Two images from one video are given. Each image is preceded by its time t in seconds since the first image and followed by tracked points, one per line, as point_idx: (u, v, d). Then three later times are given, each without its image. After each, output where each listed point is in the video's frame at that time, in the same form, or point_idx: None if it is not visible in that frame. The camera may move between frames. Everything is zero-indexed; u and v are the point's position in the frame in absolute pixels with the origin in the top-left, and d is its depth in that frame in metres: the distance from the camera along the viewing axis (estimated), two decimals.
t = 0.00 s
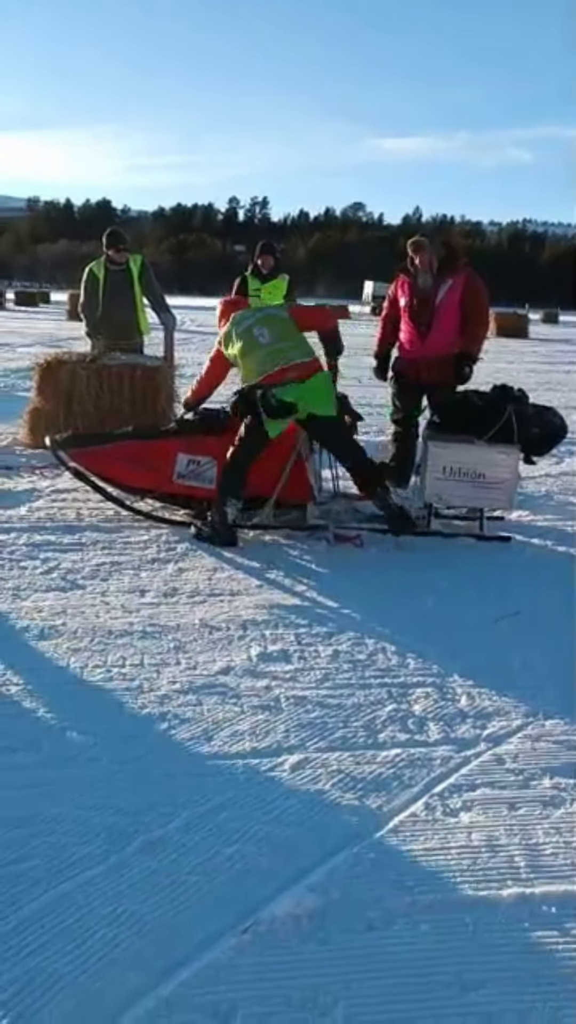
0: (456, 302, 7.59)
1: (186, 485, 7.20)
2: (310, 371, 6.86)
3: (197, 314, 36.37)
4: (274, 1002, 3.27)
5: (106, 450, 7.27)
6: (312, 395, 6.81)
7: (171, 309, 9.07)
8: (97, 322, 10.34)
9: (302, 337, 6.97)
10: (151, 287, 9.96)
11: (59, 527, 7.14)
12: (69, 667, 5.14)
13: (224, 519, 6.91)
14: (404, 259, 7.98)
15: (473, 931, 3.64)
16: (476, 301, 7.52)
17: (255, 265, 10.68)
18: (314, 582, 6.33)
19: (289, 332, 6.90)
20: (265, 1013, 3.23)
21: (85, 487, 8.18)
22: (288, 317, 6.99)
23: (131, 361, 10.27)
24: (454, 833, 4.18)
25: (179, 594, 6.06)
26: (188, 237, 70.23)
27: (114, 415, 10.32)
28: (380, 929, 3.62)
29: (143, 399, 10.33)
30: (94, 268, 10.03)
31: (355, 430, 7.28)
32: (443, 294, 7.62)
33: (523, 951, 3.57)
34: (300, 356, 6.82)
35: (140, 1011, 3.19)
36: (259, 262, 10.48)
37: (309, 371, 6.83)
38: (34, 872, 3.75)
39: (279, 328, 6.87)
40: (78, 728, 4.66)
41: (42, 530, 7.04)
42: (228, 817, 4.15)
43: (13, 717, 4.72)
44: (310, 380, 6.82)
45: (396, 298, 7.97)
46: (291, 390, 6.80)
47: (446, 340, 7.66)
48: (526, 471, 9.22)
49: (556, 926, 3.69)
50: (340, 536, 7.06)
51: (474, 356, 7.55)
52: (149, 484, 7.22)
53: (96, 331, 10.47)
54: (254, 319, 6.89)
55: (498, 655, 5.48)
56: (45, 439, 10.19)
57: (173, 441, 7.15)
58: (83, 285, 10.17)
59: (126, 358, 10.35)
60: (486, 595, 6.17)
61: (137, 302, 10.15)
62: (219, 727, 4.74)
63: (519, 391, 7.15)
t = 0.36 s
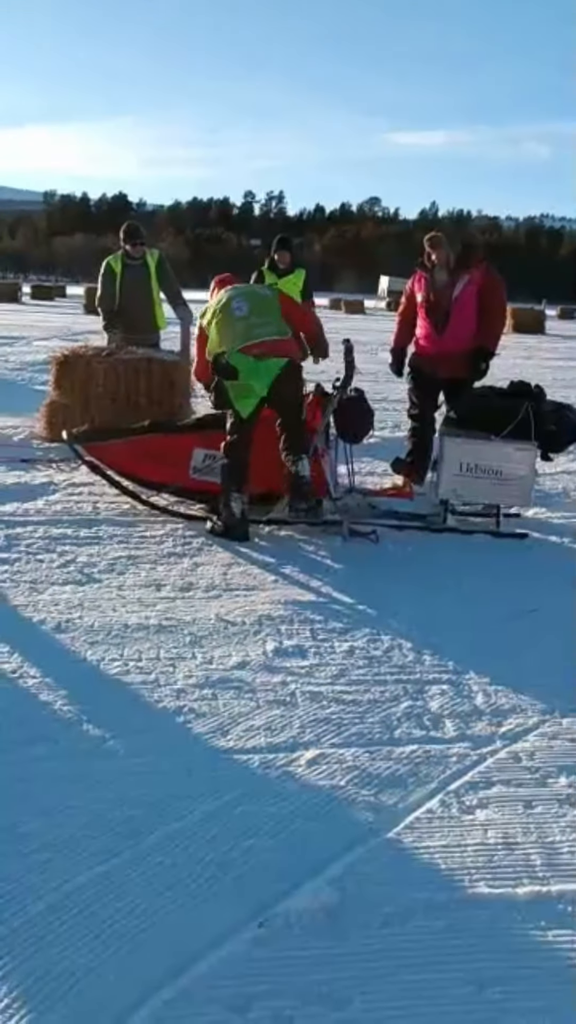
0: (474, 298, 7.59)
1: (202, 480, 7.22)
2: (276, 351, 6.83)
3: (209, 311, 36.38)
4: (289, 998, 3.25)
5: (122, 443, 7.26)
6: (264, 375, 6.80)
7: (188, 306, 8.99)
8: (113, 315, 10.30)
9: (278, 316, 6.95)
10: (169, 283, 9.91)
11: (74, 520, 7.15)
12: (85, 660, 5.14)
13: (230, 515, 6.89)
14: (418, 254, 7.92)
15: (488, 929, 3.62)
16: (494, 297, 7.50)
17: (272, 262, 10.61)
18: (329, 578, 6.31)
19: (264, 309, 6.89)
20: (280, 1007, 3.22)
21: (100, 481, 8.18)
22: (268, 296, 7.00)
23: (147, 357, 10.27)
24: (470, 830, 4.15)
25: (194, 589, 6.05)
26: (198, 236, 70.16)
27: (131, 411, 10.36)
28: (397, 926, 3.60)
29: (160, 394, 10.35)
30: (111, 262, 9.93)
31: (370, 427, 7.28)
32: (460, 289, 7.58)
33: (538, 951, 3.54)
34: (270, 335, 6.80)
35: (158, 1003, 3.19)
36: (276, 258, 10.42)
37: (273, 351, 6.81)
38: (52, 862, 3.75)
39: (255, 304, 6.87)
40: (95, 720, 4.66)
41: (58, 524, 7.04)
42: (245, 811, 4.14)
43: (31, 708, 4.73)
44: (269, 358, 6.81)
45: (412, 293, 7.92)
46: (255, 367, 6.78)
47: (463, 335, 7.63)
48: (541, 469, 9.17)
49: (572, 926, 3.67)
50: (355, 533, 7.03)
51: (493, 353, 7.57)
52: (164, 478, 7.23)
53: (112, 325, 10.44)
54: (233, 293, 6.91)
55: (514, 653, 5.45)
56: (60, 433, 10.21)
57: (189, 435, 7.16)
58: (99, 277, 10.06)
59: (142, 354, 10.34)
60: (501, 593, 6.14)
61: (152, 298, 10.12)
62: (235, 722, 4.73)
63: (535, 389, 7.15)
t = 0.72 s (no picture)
0: (479, 291, 7.56)
1: (205, 473, 7.22)
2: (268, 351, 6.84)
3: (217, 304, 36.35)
4: (291, 989, 3.28)
5: (126, 437, 7.27)
6: (254, 378, 6.83)
7: (193, 299, 8.97)
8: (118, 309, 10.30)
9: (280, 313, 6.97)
10: (174, 276, 9.91)
11: (79, 514, 7.17)
12: (89, 654, 5.16)
13: (233, 511, 6.89)
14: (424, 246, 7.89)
15: (489, 921, 3.64)
16: (500, 291, 7.49)
17: (277, 256, 10.58)
18: (333, 572, 6.32)
19: (266, 304, 6.92)
20: (282, 997, 3.24)
21: (105, 475, 8.19)
22: (277, 291, 7.01)
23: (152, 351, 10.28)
24: (472, 824, 4.17)
25: (198, 583, 6.06)
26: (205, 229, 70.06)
27: (134, 406, 10.42)
28: (397, 918, 3.63)
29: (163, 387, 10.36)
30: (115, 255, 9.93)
31: (375, 422, 7.28)
32: (465, 283, 7.57)
33: (539, 943, 3.56)
34: (265, 332, 6.81)
35: (160, 993, 3.22)
36: (281, 252, 10.40)
37: (266, 351, 6.82)
38: (55, 854, 3.77)
39: (260, 297, 6.91)
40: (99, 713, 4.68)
41: (63, 518, 7.05)
42: (247, 804, 4.16)
43: (35, 701, 4.75)
44: (259, 359, 6.82)
45: (418, 286, 7.89)
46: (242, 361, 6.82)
47: (467, 329, 7.62)
48: (546, 463, 9.15)
49: (572, 919, 3.69)
50: (359, 527, 7.03)
51: (497, 347, 7.54)
52: (168, 471, 7.24)
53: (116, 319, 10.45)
54: (243, 278, 6.96)
55: (516, 647, 5.46)
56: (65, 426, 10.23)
57: (193, 428, 7.17)
58: (104, 270, 10.07)
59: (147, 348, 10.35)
60: (505, 587, 6.14)
61: (157, 291, 10.11)
62: (238, 715, 4.75)
63: (540, 383, 7.14)
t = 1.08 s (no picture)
0: (480, 292, 7.55)
1: (207, 474, 7.23)
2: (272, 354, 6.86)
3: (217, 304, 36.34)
4: (294, 989, 3.28)
5: (127, 437, 7.26)
6: (255, 381, 6.82)
7: (193, 298, 8.97)
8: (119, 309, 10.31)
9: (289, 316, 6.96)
10: (175, 276, 9.92)
11: (80, 514, 7.17)
12: (91, 654, 5.15)
13: (236, 511, 6.88)
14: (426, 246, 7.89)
15: (492, 920, 3.65)
16: (501, 291, 7.49)
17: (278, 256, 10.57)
18: (334, 572, 6.32)
19: (277, 305, 6.90)
20: (284, 997, 3.24)
21: (105, 475, 8.19)
22: (291, 293, 6.98)
23: (153, 352, 10.27)
24: (474, 824, 4.17)
25: (199, 582, 6.06)
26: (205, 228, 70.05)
27: (135, 411, 10.40)
28: (400, 917, 3.63)
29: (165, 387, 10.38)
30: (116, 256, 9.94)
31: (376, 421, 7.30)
32: (467, 283, 7.57)
33: (542, 942, 3.56)
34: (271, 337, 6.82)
35: (162, 992, 3.22)
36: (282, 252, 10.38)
37: (270, 354, 6.84)
38: (57, 853, 3.77)
39: (271, 298, 6.89)
40: (100, 713, 4.67)
41: (64, 517, 7.05)
42: (249, 803, 4.16)
43: (38, 701, 4.75)
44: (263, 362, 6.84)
45: (419, 286, 7.89)
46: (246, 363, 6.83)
47: (469, 329, 7.62)
48: (547, 463, 9.15)
49: (574, 919, 3.68)
50: (360, 527, 7.03)
51: (499, 348, 7.54)
52: (170, 471, 7.24)
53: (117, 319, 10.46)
54: (258, 276, 6.92)
55: (518, 646, 5.46)
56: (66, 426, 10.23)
57: (195, 428, 7.16)
58: (105, 271, 10.08)
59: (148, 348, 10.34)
60: (506, 587, 6.14)
61: (158, 291, 10.12)
62: (240, 715, 4.75)
63: (542, 383, 7.15)
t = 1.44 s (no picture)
0: (480, 293, 7.56)
1: (207, 474, 7.24)
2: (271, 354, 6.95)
3: (216, 302, 36.35)
4: (292, 988, 3.29)
5: (128, 437, 7.28)
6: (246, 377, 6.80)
7: (193, 297, 8.97)
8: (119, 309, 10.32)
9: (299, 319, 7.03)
10: (175, 277, 9.93)
11: (80, 514, 7.18)
12: (91, 654, 5.17)
13: (235, 510, 6.88)
14: (426, 246, 7.90)
15: (490, 919, 3.66)
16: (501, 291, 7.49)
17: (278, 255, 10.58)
18: (333, 572, 6.33)
19: (286, 308, 6.98)
20: (283, 996, 3.26)
21: (105, 475, 8.20)
22: (305, 296, 7.04)
23: (153, 352, 10.28)
24: (472, 823, 4.19)
25: (199, 582, 6.07)
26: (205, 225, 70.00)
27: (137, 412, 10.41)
28: (398, 916, 3.65)
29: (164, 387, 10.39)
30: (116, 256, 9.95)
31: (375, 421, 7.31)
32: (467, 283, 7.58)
33: (540, 941, 3.58)
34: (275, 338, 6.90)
35: (161, 989, 3.24)
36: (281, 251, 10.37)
37: (271, 354, 6.92)
38: (57, 852, 3.79)
39: (282, 300, 6.97)
40: (100, 713, 4.69)
41: (64, 517, 7.06)
42: (248, 803, 4.18)
43: (38, 701, 4.76)
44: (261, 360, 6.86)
45: (419, 286, 7.90)
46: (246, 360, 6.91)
47: (468, 329, 7.63)
48: (546, 463, 9.16)
49: (572, 918, 3.70)
50: (359, 527, 7.04)
51: (498, 349, 7.54)
52: (170, 471, 7.26)
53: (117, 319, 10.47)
54: (276, 278, 7.04)
55: (517, 646, 5.47)
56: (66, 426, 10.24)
57: (195, 428, 7.18)
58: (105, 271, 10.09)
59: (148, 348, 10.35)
60: (505, 587, 6.15)
61: (158, 291, 10.13)
62: (239, 715, 4.76)
63: (541, 383, 7.16)
